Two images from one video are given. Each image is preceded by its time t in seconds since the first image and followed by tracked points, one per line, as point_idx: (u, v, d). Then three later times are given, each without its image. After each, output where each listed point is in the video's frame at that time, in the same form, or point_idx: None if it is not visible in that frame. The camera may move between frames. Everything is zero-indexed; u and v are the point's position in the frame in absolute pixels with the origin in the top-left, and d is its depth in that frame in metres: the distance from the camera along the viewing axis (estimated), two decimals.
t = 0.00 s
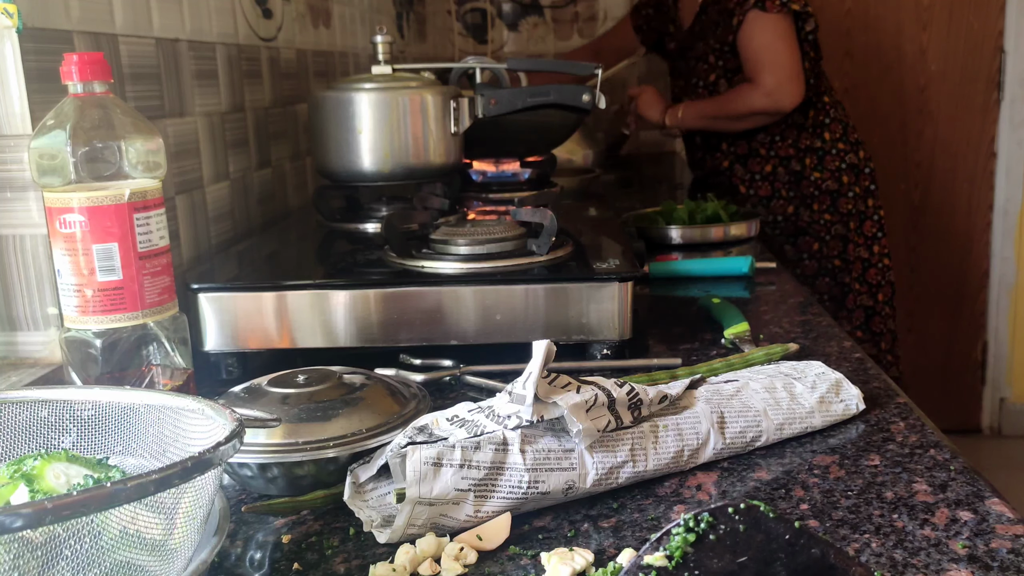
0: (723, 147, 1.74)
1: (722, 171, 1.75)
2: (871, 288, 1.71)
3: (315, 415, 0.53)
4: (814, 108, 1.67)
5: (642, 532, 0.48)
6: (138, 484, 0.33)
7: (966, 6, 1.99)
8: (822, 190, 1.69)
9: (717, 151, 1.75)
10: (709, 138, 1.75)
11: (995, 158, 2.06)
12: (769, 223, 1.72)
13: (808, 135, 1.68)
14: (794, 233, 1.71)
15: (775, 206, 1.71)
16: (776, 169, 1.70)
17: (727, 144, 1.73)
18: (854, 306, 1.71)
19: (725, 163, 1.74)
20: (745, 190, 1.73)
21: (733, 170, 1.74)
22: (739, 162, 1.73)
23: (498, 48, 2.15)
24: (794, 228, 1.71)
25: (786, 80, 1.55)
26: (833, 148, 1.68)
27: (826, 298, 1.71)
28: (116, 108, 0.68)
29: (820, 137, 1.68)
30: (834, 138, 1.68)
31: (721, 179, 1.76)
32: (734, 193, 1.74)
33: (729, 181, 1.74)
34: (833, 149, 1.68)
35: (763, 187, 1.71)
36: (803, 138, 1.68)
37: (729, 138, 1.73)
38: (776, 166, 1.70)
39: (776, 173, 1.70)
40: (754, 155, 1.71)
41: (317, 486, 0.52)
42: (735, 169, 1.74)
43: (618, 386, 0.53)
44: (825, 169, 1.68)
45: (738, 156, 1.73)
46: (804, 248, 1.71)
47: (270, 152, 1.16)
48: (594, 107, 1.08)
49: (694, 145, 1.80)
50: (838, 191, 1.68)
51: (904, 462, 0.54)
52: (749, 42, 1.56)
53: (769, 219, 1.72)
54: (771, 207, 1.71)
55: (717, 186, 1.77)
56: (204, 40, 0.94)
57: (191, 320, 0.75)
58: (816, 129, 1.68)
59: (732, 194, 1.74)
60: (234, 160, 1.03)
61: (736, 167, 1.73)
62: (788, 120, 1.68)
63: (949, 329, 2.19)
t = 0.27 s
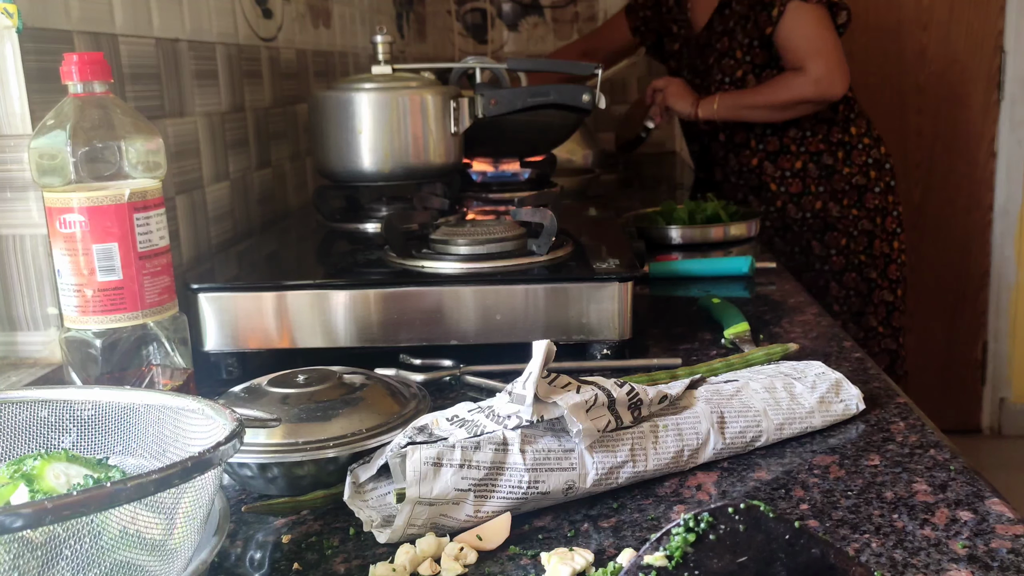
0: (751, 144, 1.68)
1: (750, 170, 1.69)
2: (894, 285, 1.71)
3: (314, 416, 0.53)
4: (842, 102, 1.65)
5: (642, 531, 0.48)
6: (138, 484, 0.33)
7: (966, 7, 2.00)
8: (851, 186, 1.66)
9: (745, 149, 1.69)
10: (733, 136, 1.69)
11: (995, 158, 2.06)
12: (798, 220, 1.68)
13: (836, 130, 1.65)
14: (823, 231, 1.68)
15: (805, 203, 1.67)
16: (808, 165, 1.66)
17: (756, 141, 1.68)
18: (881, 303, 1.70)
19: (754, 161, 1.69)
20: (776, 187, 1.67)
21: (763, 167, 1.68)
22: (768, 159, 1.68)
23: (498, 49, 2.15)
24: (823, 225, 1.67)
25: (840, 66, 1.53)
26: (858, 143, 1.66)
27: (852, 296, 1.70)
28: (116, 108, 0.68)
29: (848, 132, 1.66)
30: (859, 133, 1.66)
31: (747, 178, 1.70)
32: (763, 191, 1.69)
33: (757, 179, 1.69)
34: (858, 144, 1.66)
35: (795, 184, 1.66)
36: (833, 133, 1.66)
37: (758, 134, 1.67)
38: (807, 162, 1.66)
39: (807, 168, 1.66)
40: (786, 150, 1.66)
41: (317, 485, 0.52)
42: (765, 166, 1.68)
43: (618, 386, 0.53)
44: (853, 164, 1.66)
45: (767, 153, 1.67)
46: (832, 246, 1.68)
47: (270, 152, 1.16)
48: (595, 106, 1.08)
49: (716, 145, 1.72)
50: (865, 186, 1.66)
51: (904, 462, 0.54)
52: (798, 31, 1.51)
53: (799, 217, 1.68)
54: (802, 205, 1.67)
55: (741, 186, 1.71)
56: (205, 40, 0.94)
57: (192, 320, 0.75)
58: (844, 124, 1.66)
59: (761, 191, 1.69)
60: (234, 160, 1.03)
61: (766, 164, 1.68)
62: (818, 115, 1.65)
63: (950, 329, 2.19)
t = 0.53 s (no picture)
0: (775, 145, 1.65)
1: (773, 171, 1.66)
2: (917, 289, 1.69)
3: (314, 416, 0.53)
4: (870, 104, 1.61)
5: (642, 531, 0.48)
6: (138, 484, 0.33)
7: (965, 8, 2.01)
8: (875, 191, 1.63)
9: (768, 150, 1.65)
10: (757, 137, 1.66)
11: (995, 159, 2.06)
12: (820, 224, 1.66)
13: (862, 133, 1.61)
14: (844, 236, 1.66)
15: (827, 208, 1.64)
16: (832, 169, 1.63)
17: (780, 143, 1.64)
18: (900, 309, 1.69)
19: (777, 163, 1.65)
20: (798, 191, 1.65)
21: (786, 170, 1.65)
22: (791, 162, 1.65)
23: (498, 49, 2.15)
24: (844, 230, 1.66)
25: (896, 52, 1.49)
26: (884, 147, 1.62)
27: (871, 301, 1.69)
28: (116, 108, 0.68)
29: (874, 135, 1.62)
30: (884, 137, 1.62)
31: (769, 180, 1.67)
32: (785, 194, 1.66)
33: (780, 182, 1.66)
34: (883, 148, 1.62)
35: (817, 188, 1.64)
36: (860, 136, 1.62)
37: (781, 136, 1.64)
38: (831, 166, 1.63)
39: (831, 173, 1.63)
40: (810, 153, 1.63)
41: (317, 485, 0.52)
42: (788, 169, 1.65)
43: (618, 386, 0.53)
44: (878, 169, 1.62)
45: (790, 156, 1.64)
46: (852, 252, 1.67)
47: (270, 152, 1.16)
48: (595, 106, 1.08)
49: (739, 144, 1.69)
50: (889, 192, 1.63)
51: (904, 462, 0.54)
52: (849, 19, 1.46)
53: (821, 221, 1.66)
54: (824, 209, 1.65)
55: (762, 187, 1.68)
56: (204, 40, 0.94)
57: (191, 320, 0.75)
58: (871, 127, 1.62)
59: (784, 194, 1.66)
60: (234, 160, 1.03)
61: (789, 167, 1.65)
62: (845, 117, 1.61)
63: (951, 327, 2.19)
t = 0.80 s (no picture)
0: (820, 152, 1.59)
1: (814, 178, 1.61)
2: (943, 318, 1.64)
3: (315, 416, 0.53)
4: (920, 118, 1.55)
5: (642, 531, 0.48)
6: (138, 484, 0.33)
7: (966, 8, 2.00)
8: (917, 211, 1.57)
9: (812, 154, 1.59)
10: (801, 142, 1.61)
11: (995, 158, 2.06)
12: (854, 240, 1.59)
13: (910, 148, 1.55)
14: (878, 254, 1.58)
15: (863, 223, 1.58)
16: (875, 182, 1.56)
17: (824, 149, 1.58)
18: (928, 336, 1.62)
19: (819, 170, 1.60)
20: (837, 203, 1.59)
21: (828, 179, 1.59)
22: (833, 170, 1.58)
23: (498, 49, 2.15)
24: (879, 248, 1.58)
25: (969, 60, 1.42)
26: (928, 165, 1.57)
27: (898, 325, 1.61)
28: (116, 108, 0.68)
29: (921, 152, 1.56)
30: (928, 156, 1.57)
31: (809, 188, 1.62)
32: (823, 203, 1.61)
33: (819, 190, 1.60)
34: (927, 166, 1.57)
35: (855, 201, 1.57)
36: (907, 151, 1.55)
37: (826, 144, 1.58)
38: (873, 179, 1.56)
39: (874, 186, 1.56)
40: (855, 163, 1.57)
41: (317, 485, 0.52)
42: (831, 177, 1.59)
43: (617, 386, 0.53)
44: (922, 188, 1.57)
45: (834, 164, 1.58)
46: (883, 272, 1.59)
47: (270, 152, 1.16)
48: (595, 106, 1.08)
49: (784, 147, 1.64)
50: (929, 213, 1.58)
51: (905, 462, 0.54)
52: (921, 23, 1.39)
53: (856, 235, 1.59)
54: (863, 223, 1.57)
55: (800, 194, 1.63)
56: (205, 40, 0.94)
57: (191, 320, 0.75)
58: (920, 142, 1.56)
59: (821, 204, 1.61)
60: (234, 160, 1.03)
61: (831, 176, 1.59)
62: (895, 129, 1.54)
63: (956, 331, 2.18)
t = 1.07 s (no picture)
0: (911, 157, 1.34)
1: (907, 187, 1.35)
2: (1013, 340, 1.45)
3: (315, 416, 0.53)
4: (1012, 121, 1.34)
5: (642, 531, 0.48)
6: (138, 484, 0.33)
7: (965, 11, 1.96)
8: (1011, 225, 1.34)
9: (907, 160, 1.34)
10: (893, 149, 1.35)
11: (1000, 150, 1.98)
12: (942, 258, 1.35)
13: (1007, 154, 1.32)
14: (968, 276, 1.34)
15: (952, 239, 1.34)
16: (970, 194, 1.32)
17: (921, 154, 1.33)
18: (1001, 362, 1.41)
19: (912, 179, 1.34)
20: (932, 214, 1.34)
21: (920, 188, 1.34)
22: (928, 179, 1.34)
23: (498, 49, 2.15)
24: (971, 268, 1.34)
25: None
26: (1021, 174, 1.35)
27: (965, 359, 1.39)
28: (116, 108, 0.68)
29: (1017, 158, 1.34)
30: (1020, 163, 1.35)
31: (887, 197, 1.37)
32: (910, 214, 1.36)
33: (911, 200, 1.35)
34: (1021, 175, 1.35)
35: (946, 214, 1.33)
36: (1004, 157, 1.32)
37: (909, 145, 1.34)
38: (965, 189, 1.33)
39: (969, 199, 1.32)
40: (955, 171, 1.32)
41: (317, 485, 0.52)
42: (927, 186, 1.34)
43: (618, 386, 0.53)
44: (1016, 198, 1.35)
45: (929, 172, 1.33)
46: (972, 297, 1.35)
47: (270, 152, 1.16)
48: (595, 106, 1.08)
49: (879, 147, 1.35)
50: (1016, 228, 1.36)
51: (905, 462, 0.54)
52: None
53: (943, 253, 1.35)
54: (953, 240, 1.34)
55: (874, 204, 1.38)
56: (205, 40, 0.94)
57: (191, 320, 0.75)
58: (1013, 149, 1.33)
59: (911, 215, 1.36)
60: (234, 160, 1.03)
61: (927, 185, 1.34)
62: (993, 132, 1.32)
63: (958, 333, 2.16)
